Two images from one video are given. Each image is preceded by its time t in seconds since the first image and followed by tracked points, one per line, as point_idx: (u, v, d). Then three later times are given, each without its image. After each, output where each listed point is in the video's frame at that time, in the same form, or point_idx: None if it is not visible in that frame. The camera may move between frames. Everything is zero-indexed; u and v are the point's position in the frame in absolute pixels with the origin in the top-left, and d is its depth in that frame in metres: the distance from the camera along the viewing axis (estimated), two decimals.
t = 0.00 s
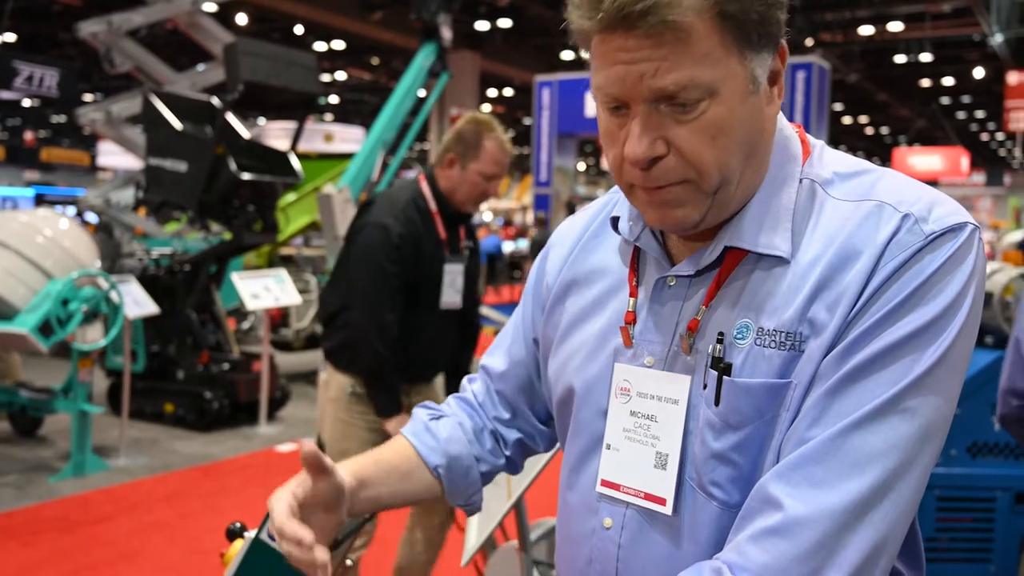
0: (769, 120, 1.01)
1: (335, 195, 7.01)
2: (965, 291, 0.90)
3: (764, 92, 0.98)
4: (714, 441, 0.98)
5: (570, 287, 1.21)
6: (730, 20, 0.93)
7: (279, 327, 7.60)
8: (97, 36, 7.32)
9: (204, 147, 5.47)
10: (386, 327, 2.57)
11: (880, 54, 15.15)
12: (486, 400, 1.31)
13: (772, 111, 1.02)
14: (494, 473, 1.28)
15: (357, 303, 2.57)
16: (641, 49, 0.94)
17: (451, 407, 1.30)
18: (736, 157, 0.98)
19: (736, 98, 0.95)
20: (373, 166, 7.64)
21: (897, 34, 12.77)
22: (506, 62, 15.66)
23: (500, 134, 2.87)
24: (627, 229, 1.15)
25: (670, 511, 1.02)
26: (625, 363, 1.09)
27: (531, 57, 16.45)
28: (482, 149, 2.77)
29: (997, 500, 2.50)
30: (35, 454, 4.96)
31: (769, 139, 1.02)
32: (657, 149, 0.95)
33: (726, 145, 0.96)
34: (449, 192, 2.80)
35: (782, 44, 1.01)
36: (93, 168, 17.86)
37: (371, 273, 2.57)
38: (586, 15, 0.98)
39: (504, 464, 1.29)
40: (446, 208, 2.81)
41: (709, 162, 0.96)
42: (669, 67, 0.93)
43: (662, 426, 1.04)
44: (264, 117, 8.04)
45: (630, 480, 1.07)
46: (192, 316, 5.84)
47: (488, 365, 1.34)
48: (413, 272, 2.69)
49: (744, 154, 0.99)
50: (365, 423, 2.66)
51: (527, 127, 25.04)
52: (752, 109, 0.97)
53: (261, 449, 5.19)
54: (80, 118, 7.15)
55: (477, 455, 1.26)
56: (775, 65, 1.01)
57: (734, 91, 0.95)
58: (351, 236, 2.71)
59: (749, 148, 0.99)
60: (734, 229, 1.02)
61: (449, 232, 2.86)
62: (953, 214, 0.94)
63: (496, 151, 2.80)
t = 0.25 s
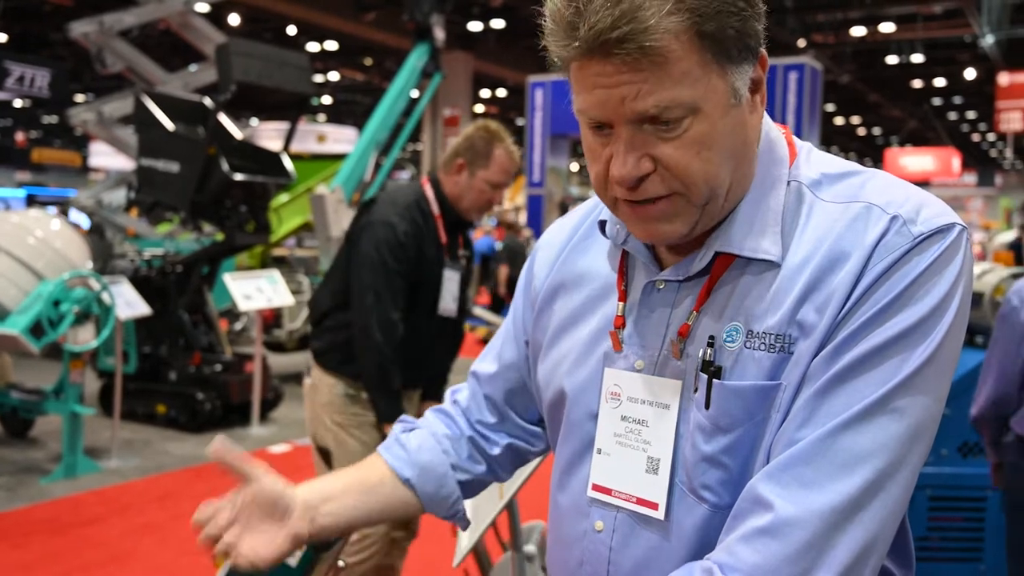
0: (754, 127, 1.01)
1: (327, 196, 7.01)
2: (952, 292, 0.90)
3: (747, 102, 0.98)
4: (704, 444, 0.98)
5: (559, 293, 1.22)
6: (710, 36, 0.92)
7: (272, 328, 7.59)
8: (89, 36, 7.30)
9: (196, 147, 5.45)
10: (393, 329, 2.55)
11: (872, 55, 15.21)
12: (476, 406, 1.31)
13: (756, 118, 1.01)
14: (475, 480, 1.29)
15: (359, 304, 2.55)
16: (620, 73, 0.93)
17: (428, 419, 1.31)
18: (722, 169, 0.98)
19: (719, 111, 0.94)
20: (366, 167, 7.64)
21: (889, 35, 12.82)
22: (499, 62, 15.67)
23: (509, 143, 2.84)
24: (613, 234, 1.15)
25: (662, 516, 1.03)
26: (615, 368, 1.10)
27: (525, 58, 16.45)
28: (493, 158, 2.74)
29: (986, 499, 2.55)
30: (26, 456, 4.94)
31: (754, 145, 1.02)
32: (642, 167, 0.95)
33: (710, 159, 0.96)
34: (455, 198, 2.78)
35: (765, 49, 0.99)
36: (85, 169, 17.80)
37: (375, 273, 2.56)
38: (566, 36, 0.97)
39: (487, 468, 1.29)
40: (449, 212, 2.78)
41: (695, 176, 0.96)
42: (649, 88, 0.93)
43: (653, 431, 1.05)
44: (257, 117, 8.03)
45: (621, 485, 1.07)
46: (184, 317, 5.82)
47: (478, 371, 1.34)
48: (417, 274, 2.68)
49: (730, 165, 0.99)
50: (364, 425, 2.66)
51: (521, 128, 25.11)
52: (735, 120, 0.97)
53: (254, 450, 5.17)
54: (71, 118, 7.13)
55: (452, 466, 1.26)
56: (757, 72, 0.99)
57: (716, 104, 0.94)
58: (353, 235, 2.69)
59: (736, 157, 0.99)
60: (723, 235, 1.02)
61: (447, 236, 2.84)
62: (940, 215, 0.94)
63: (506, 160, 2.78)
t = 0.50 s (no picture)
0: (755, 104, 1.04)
1: (319, 196, 7.00)
2: (937, 288, 0.91)
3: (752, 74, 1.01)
4: (695, 443, 0.99)
5: (550, 293, 1.22)
6: None
7: (263, 329, 7.57)
8: (79, 36, 7.26)
9: (187, 147, 5.44)
10: (399, 338, 2.54)
11: (863, 56, 15.28)
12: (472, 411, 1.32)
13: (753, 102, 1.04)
14: (475, 501, 1.29)
15: (363, 312, 2.52)
16: (645, 26, 0.94)
17: (420, 447, 1.31)
18: (735, 136, 1.00)
19: (733, 76, 0.97)
20: (357, 167, 7.63)
21: (880, 36, 12.88)
22: (490, 63, 15.67)
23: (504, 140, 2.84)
24: (603, 232, 1.15)
25: (657, 514, 1.03)
26: (605, 368, 1.10)
27: (516, 58, 16.45)
28: (494, 156, 2.73)
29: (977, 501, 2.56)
30: (15, 457, 4.92)
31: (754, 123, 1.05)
32: (664, 126, 0.95)
33: (726, 123, 0.98)
34: (455, 199, 2.71)
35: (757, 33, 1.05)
36: (74, 168, 17.70)
37: (380, 281, 2.52)
38: None
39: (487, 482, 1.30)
40: (447, 213, 2.72)
41: (711, 140, 0.97)
42: (674, 41, 0.94)
43: (644, 430, 1.05)
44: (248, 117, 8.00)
45: (615, 486, 1.07)
46: (174, 318, 5.79)
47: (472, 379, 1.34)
48: (420, 277, 2.65)
49: (740, 134, 1.01)
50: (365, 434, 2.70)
51: (513, 128, 25.11)
52: (745, 89, 1.00)
53: (245, 451, 5.16)
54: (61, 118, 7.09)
55: (454, 491, 1.26)
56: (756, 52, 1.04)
57: (730, 68, 0.97)
58: (350, 240, 2.64)
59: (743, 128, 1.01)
60: (715, 229, 1.03)
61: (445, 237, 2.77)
62: (926, 213, 0.95)
63: (505, 158, 2.77)
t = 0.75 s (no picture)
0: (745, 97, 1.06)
1: (308, 196, 6.99)
2: (920, 285, 0.92)
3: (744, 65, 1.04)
4: (679, 437, 1.00)
5: (537, 289, 1.22)
6: None
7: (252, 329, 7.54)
8: (67, 35, 7.23)
9: (175, 146, 5.42)
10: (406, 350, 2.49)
11: (851, 57, 15.36)
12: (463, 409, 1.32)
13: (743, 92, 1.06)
14: (466, 497, 1.30)
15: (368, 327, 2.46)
16: None
17: (414, 446, 1.31)
18: (727, 121, 1.01)
19: (727, 59, 0.99)
20: (347, 167, 7.62)
21: (868, 38, 12.95)
22: (481, 63, 15.68)
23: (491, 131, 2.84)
24: (590, 226, 1.16)
25: (642, 507, 1.04)
26: (591, 362, 1.11)
27: (506, 58, 16.47)
28: (484, 149, 2.74)
29: (964, 498, 2.58)
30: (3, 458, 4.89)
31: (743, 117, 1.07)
32: (660, 97, 0.96)
33: (720, 103, 0.99)
34: (447, 196, 2.74)
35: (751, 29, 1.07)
36: (62, 168, 17.61)
37: (382, 293, 2.46)
38: None
39: (479, 478, 1.31)
40: (440, 212, 2.71)
41: (704, 117, 0.98)
42: (675, 12, 0.96)
43: (630, 424, 1.06)
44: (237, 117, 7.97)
45: (600, 479, 1.08)
46: (163, 318, 5.77)
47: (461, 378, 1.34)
48: (418, 284, 2.60)
49: (732, 121, 1.02)
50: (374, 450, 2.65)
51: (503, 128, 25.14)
52: (738, 76, 1.02)
53: (234, 452, 5.15)
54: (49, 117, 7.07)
55: (449, 488, 1.27)
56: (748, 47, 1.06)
57: (725, 51, 0.99)
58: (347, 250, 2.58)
59: (735, 116, 1.03)
60: (699, 223, 1.04)
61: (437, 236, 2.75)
62: (907, 209, 0.96)
63: (495, 149, 2.79)
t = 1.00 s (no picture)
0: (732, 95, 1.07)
1: (299, 195, 6.97)
2: (906, 283, 0.93)
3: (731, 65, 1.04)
4: (667, 435, 1.00)
5: (527, 288, 1.23)
6: None
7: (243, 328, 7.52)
8: (55, 32, 7.19)
9: (165, 145, 5.41)
10: (423, 349, 2.48)
11: (841, 57, 15.42)
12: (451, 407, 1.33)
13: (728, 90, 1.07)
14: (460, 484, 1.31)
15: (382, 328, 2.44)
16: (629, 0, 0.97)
17: (411, 425, 1.31)
18: (712, 123, 1.02)
19: (712, 60, 1.00)
20: (337, 165, 7.60)
21: (858, 38, 13.00)
22: (472, 62, 15.69)
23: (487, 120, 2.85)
24: (579, 226, 1.17)
25: (629, 505, 1.05)
26: (580, 361, 1.11)
27: (497, 57, 16.47)
28: (482, 139, 2.76)
29: (953, 495, 2.61)
30: None
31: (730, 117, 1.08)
32: (644, 100, 0.97)
33: (705, 103, 1.00)
34: (449, 191, 2.74)
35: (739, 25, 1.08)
36: (51, 166, 17.51)
37: (396, 293, 2.44)
38: None
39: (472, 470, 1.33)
40: (441, 208, 2.70)
41: (688, 119, 0.99)
42: (659, 15, 0.96)
43: (617, 422, 1.06)
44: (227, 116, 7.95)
45: (588, 477, 1.09)
46: (153, 318, 5.74)
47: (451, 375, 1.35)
48: (425, 283, 2.59)
49: (717, 122, 1.03)
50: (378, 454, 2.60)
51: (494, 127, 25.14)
52: (724, 76, 1.02)
53: (224, 451, 5.13)
54: (37, 116, 7.04)
55: (445, 472, 1.28)
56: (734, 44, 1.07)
57: (709, 53, 0.99)
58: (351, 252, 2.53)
59: (720, 117, 1.03)
60: (686, 221, 1.05)
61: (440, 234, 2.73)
62: (892, 209, 0.97)
63: (493, 138, 2.80)
